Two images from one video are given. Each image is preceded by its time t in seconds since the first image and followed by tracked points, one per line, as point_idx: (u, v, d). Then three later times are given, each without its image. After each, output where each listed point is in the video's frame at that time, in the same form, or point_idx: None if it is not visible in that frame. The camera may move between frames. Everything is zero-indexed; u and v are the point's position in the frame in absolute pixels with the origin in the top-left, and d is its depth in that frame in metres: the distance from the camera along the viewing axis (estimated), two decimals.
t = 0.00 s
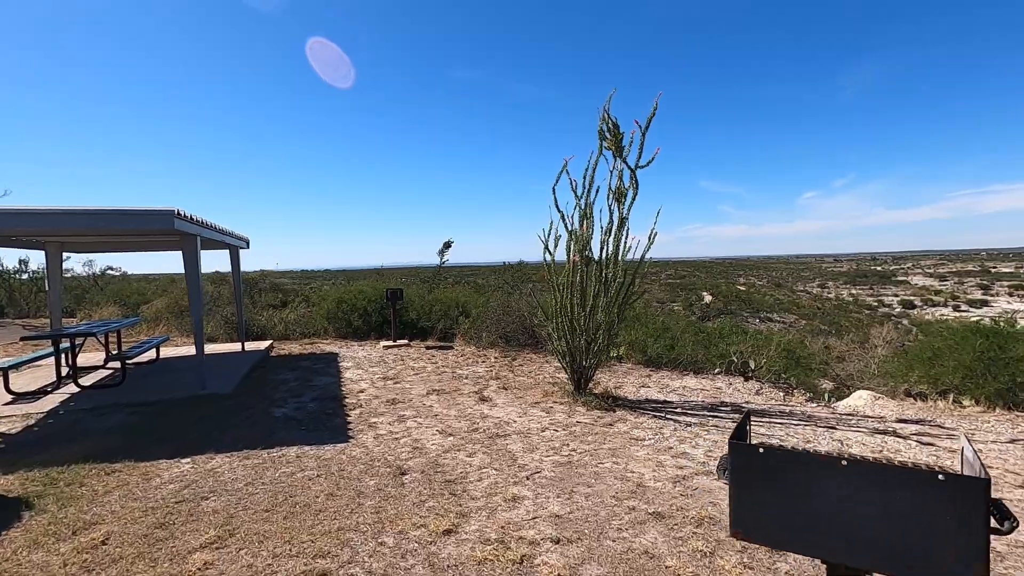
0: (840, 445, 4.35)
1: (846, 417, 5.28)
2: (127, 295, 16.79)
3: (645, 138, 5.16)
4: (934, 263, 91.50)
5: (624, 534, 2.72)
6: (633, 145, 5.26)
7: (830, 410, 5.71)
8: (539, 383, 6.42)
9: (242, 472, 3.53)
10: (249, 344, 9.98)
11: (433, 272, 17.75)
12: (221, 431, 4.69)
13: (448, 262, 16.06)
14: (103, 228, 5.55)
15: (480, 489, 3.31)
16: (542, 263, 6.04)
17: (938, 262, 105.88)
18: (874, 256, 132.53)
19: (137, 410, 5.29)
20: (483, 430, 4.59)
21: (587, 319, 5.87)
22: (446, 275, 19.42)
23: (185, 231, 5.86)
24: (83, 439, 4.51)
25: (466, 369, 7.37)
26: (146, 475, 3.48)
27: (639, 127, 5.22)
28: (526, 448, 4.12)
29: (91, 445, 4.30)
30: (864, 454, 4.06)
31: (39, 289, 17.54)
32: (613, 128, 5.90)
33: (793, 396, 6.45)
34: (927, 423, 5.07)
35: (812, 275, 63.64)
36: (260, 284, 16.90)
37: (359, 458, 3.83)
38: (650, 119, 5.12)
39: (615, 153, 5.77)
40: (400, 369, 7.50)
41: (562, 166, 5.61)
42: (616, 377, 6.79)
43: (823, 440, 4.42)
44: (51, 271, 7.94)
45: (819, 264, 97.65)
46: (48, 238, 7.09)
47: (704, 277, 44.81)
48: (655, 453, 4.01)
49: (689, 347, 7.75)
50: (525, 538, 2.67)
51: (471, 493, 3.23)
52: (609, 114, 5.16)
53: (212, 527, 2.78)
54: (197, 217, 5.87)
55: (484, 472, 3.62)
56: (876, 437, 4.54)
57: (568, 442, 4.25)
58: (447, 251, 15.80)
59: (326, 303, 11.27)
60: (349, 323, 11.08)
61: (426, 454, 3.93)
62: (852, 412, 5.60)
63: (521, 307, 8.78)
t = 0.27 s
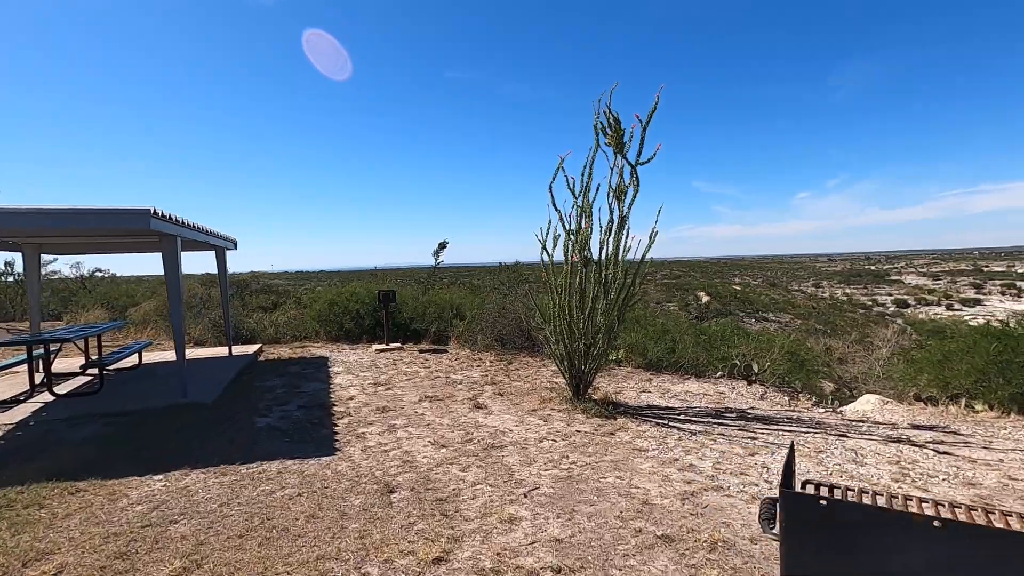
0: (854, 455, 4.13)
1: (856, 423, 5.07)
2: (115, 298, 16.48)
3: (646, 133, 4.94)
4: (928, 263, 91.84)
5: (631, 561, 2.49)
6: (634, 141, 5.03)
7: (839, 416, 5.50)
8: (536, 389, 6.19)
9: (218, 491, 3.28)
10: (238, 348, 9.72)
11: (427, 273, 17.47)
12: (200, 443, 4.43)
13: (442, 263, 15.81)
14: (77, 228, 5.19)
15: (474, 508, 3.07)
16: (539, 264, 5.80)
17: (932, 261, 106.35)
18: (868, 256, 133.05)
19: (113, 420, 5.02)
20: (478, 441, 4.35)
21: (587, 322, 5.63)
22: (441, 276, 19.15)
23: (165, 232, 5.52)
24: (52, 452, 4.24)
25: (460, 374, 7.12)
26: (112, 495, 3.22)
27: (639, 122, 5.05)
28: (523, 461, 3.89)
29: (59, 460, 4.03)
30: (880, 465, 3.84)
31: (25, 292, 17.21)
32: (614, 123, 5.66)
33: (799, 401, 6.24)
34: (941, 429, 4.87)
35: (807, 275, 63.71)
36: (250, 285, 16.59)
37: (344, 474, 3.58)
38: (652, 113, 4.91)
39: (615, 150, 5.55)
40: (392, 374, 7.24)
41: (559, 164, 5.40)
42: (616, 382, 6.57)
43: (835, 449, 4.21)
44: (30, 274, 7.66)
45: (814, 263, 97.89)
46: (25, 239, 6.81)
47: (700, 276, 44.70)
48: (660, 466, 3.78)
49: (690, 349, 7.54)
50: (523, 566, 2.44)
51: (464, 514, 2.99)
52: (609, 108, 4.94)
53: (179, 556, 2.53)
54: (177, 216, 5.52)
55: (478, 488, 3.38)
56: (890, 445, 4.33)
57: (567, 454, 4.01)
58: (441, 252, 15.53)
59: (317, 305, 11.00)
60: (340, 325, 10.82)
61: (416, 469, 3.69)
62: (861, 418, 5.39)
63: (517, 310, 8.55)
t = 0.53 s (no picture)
0: (874, 465, 3.91)
1: (871, 431, 4.86)
2: (104, 301, 16.15)
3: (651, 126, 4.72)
4: (922, 262, 92.17)
5: None
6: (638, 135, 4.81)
7: (852, 422, 5.28)
8: (536, 395, 5.95)
9: (195, 512, 3.02)
10: (228, 352, 9.44)
11: (423, 274, 17.21)
12: (180, 455, 4.16)
13: (438, 263, 15.56)
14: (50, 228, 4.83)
15: (473, 530, 2.82)
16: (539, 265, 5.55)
17: (926, 261, 106.80)
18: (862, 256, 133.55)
19: (89, 429, 4.74)
20: (477, 452, 4.10)
21: (590, 325, 5.38)
22: (437, 277, 18.91)
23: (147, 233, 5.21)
24: (20, 465, 3.97)
25: (457, 379, 6.88)
26: (79, 517, 2.96)
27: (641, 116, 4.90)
28: (525, 474, 3.64)
29: (27, 474, 3.76)
30: (903, 476, 3.62)
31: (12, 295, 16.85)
32: (616, 118, 5.44)
33: (809, 407, 6.02)
34: (961, 436, 4.66)
35: (803, 275, 63.75)
36: (242, 287, 16.28)
37: (333, 491, 3.33)
38: (657, 106, 4.69)
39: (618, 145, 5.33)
40: (386, 379, 6.99)
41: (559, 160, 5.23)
42: (619, 386, 6.34)
43: (854, 459, 3.99)
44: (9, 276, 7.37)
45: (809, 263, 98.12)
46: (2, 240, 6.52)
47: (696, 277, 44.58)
48: (671, 479, 3.55)
49: (694, 352, 7.31)
50: None
51: (463, 537, 2.75)
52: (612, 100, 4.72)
53: None
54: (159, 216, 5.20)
55: (478, 506, 3.13)
56: (911, 454, 4.12)
57: (572, 466, 3.77)
58: (437, 253, 15.28)
59: (310, 307, 10.73)
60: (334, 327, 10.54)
61: (411, 485, 3.44)
62: (875, 425, 5.18)
63: (515, 312, 8.31)
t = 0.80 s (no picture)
0: (898, 478, 3.71)
1: (888, 440, 4.66)
2: (92, 303, 15.81)
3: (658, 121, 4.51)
4: (916, 263, 92.57)
5: None
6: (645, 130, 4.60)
7: (867, 431, 5.09)
8: (538, 402, 5.72)
9: (173, 537, 2.78)
10: (218, 357, 9.17)
11: (418, 276, 16.97)
12: (161, 470, 3.91)
13: (434, 265, 15.31)
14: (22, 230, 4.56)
15: (476, 557, 2.60)
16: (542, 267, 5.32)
17: (920, 261, 107.34)
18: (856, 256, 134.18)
19: (66, 442, 4.48)
20: (477, 466, 3.87)
21: (595, 329, 5.14)
22: (432, 278, 18.68)
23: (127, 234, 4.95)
24: None
25: (455, 385, 6.65)
26: (46, 544, 2.71)
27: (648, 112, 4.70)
28: (529, 491, 3.42)
29: None
30: (931, 491, 3.42)
31: None
32: (620, 113, 5.22)
33: (819, 414, 5.83)
34: (982, 445, 4.47)
35: (798, 275, 63.83)
36: (234, 288, 15.99)
37: (324, 511, 3.10)
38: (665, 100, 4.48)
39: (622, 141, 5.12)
40: (381, 385, 6.74)
41: (562, 158, 5.02)
42: (622, 393, 6.13)
43: (875, 472, 3.78)
44: None
45: (804, 264, 98.44)
46: None
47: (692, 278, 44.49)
48: (685, 496, 3.33)
49: (698, 356, 7.11)
50: None
51: (465, 565, 2.52)
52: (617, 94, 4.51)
53: None
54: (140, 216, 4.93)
55: (480, 529, 2.90)
56: (934, 466, 3.91)
57: (579, 482, 3.55)
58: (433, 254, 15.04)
59: (302, 310, 10.47)
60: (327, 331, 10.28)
61: (407, 504, 3.21)
62: (891, 433, 4.99)
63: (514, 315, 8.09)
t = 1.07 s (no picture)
0: (920, 492, 3.51)
1: (904, 449, 4.47)
2: (79, 305, 15.49)
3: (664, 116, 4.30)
4: (909, 263, 93.03)
5: None
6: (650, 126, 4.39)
7: (880, 439, 4.91)
8: (537, 410, 5.51)
9: (144, 565, 2.54)
10: (206, 361, 8.91)
11: (412, 277, 16.72)
12: (137, 486, 3.66)
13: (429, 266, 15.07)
14: None
15: None
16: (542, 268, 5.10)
17: (913, 262, 107.92)
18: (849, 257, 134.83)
19: (38, 456, 4.22)
20: (475, 480, 3.66)
21: (598, 333, 4.93)
22: (427, 279, 18.44)
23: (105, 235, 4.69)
24: None
25: (451, 391, 6.42)
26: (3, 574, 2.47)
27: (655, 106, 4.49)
28: (531, 509, 3.20)
29: None
30: (957, 507, 3.23)
31: None
32: (624, 108, 5.02)
33: (828, 421, 5.64)
34: (1001, 454, 4.29)
35: (793, 276, 63.94)
36: (225, 289, 15.68)
37: (310, 533, 2.87)
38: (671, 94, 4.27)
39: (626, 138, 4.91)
40: (375, 391, 6.50)
41: (564, 155, 4.81)
42: (624, 399, 5.93)
43: (896, 485, 3.59)
44: None
45: (798, 265, 98.80)
46: None
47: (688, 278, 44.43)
48: (698, 513, 3.12)
49: (701, 360, 6.92)
50: None
51: None
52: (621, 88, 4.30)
53: None
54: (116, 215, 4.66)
55: (480, 553, 2.67)
56: (956, 478, 3.73)
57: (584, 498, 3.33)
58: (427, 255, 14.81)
59: (294, 313, 10.22)
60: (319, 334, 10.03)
61: (401, 525, 2.98)
62: (905, 442, 4.80)
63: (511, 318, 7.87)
